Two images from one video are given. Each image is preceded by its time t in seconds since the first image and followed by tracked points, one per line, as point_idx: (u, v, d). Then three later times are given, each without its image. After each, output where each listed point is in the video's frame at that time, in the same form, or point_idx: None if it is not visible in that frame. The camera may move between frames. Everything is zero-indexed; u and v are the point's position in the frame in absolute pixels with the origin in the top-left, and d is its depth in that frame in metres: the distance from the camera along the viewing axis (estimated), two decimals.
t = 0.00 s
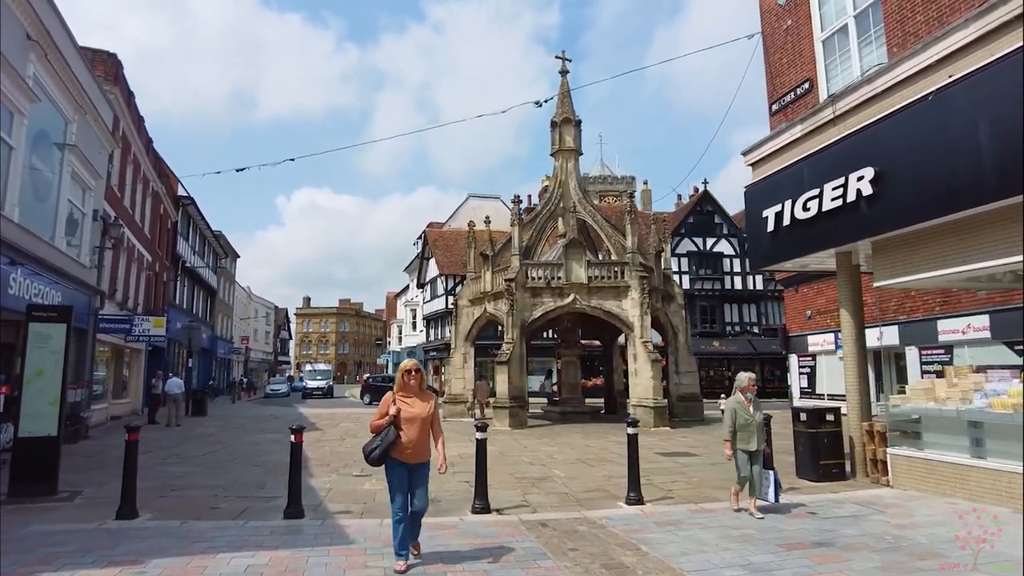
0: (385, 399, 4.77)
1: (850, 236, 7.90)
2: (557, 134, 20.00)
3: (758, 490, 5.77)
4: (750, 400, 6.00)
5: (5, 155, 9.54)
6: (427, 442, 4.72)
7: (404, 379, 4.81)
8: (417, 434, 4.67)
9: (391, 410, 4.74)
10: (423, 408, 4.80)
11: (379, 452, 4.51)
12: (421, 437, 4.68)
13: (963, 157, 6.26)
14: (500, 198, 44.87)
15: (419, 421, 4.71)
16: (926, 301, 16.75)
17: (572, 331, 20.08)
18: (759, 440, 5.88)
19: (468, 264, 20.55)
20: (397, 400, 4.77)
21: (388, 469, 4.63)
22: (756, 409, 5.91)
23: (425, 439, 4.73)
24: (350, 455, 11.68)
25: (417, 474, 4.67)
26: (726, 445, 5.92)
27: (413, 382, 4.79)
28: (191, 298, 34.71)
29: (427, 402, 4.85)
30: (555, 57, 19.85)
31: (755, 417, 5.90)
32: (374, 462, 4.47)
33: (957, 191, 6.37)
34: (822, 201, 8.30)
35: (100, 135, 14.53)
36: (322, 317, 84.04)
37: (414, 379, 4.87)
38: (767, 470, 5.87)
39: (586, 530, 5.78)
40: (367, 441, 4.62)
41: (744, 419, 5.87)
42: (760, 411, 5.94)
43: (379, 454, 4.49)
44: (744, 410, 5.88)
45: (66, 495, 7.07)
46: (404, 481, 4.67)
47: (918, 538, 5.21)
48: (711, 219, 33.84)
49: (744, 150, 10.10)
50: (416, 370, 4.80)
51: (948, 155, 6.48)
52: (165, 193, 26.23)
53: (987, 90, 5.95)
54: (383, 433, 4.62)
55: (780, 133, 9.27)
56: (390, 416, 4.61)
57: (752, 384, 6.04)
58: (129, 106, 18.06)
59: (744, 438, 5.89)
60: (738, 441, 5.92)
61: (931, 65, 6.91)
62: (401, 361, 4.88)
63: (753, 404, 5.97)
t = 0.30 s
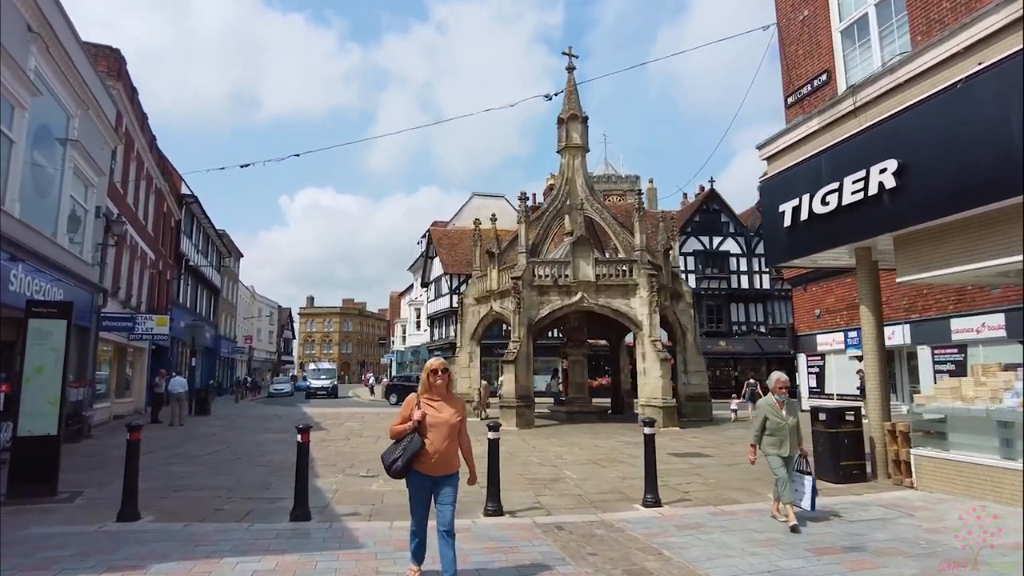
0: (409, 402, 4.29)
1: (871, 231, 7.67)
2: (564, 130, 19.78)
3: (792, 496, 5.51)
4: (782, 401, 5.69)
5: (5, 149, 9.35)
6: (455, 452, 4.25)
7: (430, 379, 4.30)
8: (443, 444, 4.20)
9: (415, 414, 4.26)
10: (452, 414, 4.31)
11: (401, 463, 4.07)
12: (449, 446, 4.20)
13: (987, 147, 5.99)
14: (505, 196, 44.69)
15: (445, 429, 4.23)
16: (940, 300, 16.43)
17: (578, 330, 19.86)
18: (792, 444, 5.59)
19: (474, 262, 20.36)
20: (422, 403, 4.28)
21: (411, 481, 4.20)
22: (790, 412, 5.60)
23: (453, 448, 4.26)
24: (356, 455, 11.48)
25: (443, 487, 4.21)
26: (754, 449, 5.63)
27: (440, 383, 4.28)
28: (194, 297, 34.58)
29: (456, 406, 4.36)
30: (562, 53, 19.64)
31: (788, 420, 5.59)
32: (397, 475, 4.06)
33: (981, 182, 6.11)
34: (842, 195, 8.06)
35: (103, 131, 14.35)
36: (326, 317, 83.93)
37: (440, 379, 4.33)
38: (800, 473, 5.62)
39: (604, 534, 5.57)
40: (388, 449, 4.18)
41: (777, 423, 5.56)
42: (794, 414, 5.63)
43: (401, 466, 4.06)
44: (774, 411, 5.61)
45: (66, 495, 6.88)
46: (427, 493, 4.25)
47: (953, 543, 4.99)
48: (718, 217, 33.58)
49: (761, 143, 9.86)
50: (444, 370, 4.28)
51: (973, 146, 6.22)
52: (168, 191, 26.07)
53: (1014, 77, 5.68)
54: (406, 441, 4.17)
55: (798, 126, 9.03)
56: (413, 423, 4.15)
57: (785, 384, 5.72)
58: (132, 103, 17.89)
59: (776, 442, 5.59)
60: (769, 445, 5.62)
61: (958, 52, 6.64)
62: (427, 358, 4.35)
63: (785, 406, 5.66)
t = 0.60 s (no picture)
0: (437, 401, 3.84)
1: (894, 228, 7.44)
2: (569, 128, 19.57)
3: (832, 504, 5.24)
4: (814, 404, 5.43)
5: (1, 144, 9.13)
6: (491, 459, 3.76)
7: (460, 376, 3.87)
8: (477, 448, 3.74)
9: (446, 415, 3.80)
10: (486, 415, 3.85)
11: (431, 470, 3.59)
12: (484, 451, 3.73)
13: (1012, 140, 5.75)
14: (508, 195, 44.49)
15: (480, 432, 3.77)
16: (950, 300, 16.22)
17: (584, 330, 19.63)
18: (828, 449, 5.31)
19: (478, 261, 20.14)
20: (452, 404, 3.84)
21: (442, 492, 3.70)
22: (822, 414, 5.35)
23: (489, 455, 3.78)
24: (359, 457, 11.26)
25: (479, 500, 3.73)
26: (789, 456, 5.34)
27: (472, 380, 3.85)
28: (195, 296, 34.37)
29: (490, 407, 3.90)
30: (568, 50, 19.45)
31: (821, 423, 5.33)
32: (425, 484, 3.56)
33: (1005, 178, 5.88)
34: (862, 191, 7.85)
35: (103, 127, 14.14)
36: (327, 316, 83.73)
37: (473, 377, 3.89)
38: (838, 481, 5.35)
39: (622, 542, 5.35)
40: (415, 455, 3.72)
41: (810, 427, 5.30)
42: (827, 416, 5.37)
43: (431, 474, 3.58)
44: (805, 413, 5.37)
45: (62, 500, 6.65)
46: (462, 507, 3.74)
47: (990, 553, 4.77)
48: (722, 216, 33.37)
49: (775, 139, 9.65)
50: (477, 365, 3.84)
51: (998, 139, 5.98)
52: (170, 189, 25.85)
53: None
54: (435, 445, 3.70)
55: (815, 120, 8.80)
56: (443, 424, 3.70)
57: (814, 386, 5.47)
58: (133, 100, 17.73)
59: (810, 448, 5.31)
60: (803, 451, 5.34)
61: (987, 42, 6.39)
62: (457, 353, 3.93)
63: (818, 408, 5.40)
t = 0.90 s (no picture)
0: (462, 409, 3.40)
1: (910, 222, 7.22)
2: (572, 125, 19.38)
3: (868, 513, 4.75)
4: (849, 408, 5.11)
5: None
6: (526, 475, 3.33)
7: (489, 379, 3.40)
8: (511, 462, 3.30)
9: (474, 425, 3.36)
10: (520, 424, 3.39)
11: (457, 489, 3.19)
12: (518, 466, 3.30)
13: None
14: (508, 194, 44.32)
15: (513, 444, 3.33)
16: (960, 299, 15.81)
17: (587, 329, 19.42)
18: (863, 455, 4.94)
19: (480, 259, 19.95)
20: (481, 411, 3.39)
21: (472, 511, 3.31)
22: (856, 417, 5.02)
23: (524, 469, 3.35)
24: (360, 458, 11.05)
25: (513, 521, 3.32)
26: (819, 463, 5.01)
27: (501, 384, 3.38)
28: (194, 295, 34.16)
29: (524, 414, 3.44)
30: (571, 46, 19.27)
31: (856, 426, 4.98)
32: (451, 506, 3.16)
33: (1018, 171, 5.63)
34: (877, 184, 7.63)
35: (100, 123, 13.94)
36: (327, 316, 83.55)
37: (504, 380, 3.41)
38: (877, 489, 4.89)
39: (636, 547, 5.15)
40: (441, 470, 3.32)
41: (843, 429, 4.96)
42: (861, 420, 5.04)
43: (456, 494, 3.17)
44: (838, 415, 5.04)
45: (55, 503, 6.44)
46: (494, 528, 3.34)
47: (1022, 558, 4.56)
48: (725, 215, 33.19)
49: (786, 132, 9.45)
50: (507, 367, 3.37)
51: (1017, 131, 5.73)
52: (169, 187, 25.63)
53: None
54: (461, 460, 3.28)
55: (827, 113, 8.58)
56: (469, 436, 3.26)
57: (850, 387, 5.14)
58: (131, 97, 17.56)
59: (844, 453, 4.95)
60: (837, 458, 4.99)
61: (1009, 30, 6.13)
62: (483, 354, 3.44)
63: (852, 411, 5.07)
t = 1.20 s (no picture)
0: (506, 418, 2.87)
1: (929, 218, 6.95)
2: (575, 122, 19.16)
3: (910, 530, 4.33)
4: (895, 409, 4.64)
5: None
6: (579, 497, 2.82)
7: (536, 383, 2.90)
8: (561, 480, 2.80)
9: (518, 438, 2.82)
10: (573, 437, 2.90)
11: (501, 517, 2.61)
12: (571, 486, 2.79)
13: None
14: (509, 193, 44.10)
15: (564, 460, 2.82)
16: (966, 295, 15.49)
17: (590, 329, 19.21)
18: (912, 464, 4.48)
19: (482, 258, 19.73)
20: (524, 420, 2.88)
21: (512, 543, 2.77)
22: (904, 421, 4.55)
23: (575, 492, 2.83)
24: (361, 460, 10.83)
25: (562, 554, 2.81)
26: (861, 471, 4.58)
27: (551, 388, 2.89)
28: (193, 295, 33.91)
29: (576, 424, 2.95)
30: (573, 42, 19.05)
31: (904, 431, 4.51)
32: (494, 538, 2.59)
33: None
34: (894, 178, 7.37)
35: (96, 120, 13.71)
36: (326, 316, 83.34)
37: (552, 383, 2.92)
38: (923, 503, 4.44)
39: (652, 555, 4.93)
40: (478, 492, 2.74)
41: (890, 433, 4.50)
42: (909, 424, 4.57)
43: (500, 523, 2.60)
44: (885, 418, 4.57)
45: (46, 509, 6.21)
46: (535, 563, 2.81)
47: None
48: (727, 214, 32.96)
49: (797, 126, 9.22)
50: (559, 370, 2.89)
51: None
52: (167, 186, 25.37)
53: None
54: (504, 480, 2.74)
55: (841, 105, 8.35)
56: (515, 449, 2.73)
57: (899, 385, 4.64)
58: (129, 94, 17.31)
59: (890, 461, 4.50)
60: (880, 466, 4.54)
61: None
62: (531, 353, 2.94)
63: (898, 414, 4.61)
